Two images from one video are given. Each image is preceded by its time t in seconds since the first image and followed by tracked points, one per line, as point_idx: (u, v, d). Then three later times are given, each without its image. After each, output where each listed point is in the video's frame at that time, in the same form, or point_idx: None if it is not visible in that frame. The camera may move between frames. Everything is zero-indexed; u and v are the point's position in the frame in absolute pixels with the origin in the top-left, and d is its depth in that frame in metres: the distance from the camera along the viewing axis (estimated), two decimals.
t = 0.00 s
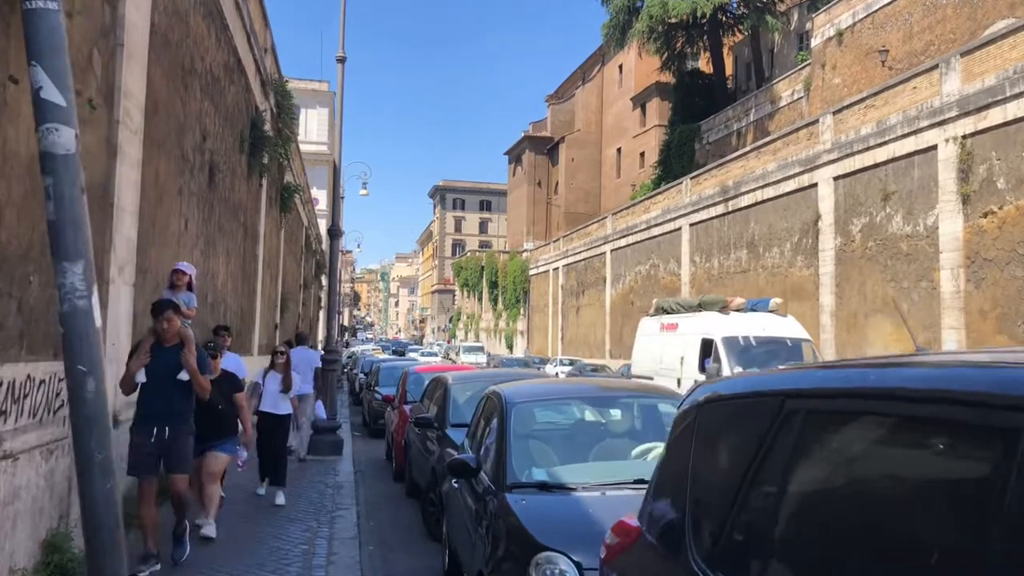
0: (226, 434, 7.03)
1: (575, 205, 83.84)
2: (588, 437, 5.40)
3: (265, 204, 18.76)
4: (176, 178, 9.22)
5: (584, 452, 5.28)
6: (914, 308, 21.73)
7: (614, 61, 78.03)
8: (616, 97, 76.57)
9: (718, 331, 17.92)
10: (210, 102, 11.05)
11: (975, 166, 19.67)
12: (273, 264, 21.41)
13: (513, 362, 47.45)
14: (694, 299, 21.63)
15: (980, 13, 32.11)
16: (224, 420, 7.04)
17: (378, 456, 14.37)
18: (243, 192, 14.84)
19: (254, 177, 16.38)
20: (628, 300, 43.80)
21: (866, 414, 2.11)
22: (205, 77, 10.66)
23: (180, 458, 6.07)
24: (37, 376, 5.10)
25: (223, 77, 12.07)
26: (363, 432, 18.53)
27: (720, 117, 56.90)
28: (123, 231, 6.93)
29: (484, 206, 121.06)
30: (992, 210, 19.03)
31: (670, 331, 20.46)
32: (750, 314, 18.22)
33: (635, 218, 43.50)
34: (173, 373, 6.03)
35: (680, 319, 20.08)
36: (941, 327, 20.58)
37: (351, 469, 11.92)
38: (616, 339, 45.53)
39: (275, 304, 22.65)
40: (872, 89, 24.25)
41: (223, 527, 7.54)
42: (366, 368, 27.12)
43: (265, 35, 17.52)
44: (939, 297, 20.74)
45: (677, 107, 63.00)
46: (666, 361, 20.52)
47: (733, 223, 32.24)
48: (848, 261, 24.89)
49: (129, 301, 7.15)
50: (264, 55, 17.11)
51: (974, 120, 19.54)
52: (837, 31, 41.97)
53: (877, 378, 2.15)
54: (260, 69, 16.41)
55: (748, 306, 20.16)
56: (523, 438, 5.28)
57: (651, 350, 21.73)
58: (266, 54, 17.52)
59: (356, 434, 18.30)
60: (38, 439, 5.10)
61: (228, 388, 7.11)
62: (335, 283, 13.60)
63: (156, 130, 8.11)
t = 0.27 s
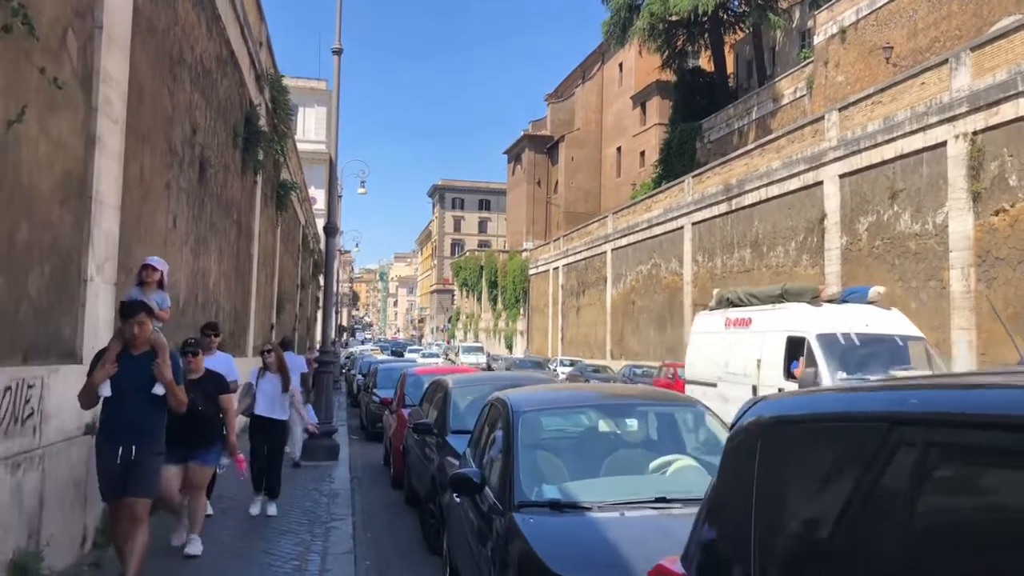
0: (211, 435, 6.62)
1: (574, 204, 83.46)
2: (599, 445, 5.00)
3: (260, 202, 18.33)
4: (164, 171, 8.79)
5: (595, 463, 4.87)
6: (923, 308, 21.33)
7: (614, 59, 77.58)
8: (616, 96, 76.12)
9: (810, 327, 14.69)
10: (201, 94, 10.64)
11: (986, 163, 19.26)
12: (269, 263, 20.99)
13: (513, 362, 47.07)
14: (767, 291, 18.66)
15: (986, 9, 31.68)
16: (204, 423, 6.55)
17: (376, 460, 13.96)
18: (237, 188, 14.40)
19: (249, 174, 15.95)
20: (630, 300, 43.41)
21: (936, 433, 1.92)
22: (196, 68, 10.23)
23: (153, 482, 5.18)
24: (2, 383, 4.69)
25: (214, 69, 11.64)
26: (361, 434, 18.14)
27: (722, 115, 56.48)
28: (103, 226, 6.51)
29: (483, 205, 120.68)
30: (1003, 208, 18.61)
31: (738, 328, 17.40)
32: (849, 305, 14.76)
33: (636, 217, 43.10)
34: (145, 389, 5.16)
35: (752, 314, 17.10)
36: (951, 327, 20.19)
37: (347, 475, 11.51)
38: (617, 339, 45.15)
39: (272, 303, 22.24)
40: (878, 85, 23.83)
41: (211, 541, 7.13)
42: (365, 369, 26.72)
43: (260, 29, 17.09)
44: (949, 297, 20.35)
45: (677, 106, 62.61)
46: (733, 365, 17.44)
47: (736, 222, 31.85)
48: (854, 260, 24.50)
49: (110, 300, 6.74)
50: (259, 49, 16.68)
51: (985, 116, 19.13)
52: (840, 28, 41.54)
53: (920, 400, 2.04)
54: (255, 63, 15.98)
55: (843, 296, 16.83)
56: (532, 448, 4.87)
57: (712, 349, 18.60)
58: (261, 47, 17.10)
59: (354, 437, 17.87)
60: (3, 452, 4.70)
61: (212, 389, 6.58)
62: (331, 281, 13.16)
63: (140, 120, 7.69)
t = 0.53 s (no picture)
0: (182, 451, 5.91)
1: (574, 203, 83.06)
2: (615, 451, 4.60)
3: (256, 197, 17.93)
4: (152, 161, 8.38)
5: (610, 470, 4.47)
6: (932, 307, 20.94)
7: (614, 57, 77.17)
8: (616, 94, 75.72)
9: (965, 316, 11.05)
10: (192, 83, 10.23)
11: (997, 158, 18.87)
12: (265, 260, 20.59)
13: (513, 362, 46.68)
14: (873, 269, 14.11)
15: (992, 5, 31.30)
16: (176, 439, 5.90)
17: (374, 462, 13.55)
18: (231, 183, 13.98)
19: (244, 168, 15.54)
20: (630, 299, 43.03)
21: (1017, 440, 1.98)
22: (186, 55, 9.82)
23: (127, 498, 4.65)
24: None
25: (207, 58, 11.23)
26: (359, 435, 17.77)
27: (723, 113, 56.08)
28: (82, 216, 6.09)
29: (482, 204, 120.33)
30: (1015, 204, 18.20)
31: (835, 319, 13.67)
32: (1009, 288, 11.03)
33: (637, 215, 42.71)
34: (112, 391, 4.64)
35: (870, 301, 12.95)
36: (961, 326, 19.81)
37: (344, 479, 11.10)
38: (618, 339, 44.77)
39: (268, 302, 21.84)
40: (885, 80, 23.45)
41: (197, 554, 6.72)
42: (363, 369, 26.33)
43: (255, 20, 16.68)
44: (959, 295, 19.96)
45: (678, 104, 62.20)
46: (841, 366, 13.30)
47: (739, 220, 31.47)
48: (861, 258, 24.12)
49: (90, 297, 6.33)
50: (254, 41, 16.26)
51: (996, 111, 18.75)
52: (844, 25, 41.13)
53: (968, 412, 2.14)
54: (251, 55, 15.57)
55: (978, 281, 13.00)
56: (543, 455, 4.48)
57: (807, 344, 14.40)
58: (257, 39, 16.68)
59: (353, 438, 17.46)
60: None
61: (184, 398, 6.01)
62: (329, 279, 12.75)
63: (125, 106, 7.29)
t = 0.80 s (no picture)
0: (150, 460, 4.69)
1: (574, 202, 82.68)
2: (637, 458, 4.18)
3: (251, 193, 17.52)
4: (137, 149, 7.94)
5: (631, 479, 4.07)
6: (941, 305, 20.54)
7: (614, 56, 76.77)
8: (616, 92, 75.34)
9: None
10: (181, 70, 9.80)
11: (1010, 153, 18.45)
12: (262, 258, 20.18)
13: (513, 362, 46.32)
14: None
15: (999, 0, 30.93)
16: (140, 447, 4.66)
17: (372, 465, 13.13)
18: (225, 177, 13.56)
19: (238, 162, 15.10)
20: (632, 298, 42.63)
21: None
22: (176, 40, 9.38)
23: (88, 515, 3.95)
24: None
25: (198, 46, 10.79)
26: (357, 437, 17.35)
27: (724, 111, 55.68)
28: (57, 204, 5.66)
29: (481, 204, 120.01)
30: None
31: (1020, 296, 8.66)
32: None
33: (638, 214, 42.34)
34: (60, 386, 3.86)
35: None
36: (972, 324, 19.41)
37: (340, 483, 10.68)
38: (619, 338, 44.39)
39: (264, 301, 21.42)
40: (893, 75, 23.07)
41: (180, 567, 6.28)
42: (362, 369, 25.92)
43: (251, 11, 16.26)
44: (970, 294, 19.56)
45: (679, 102, 61.82)
46: None
47: (743, 217, 31.07)
48: (868, 256, 23.72)
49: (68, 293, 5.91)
50: (250, 33, 15.84)
51: (1009, 105, 18.35)
52: (847, 21, 40.77)
53: None
54: (246, 47, 15.14)
55: None
56: (561, 465, 4.06)
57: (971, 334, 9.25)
58: (252, 31, 16.26)
59: (351, 439, 17.04)
60: None
61: (150, 394, 4.81)
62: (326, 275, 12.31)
63: (108, 91, 6.86)
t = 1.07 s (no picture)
0: (110, 483, 4.07)
1: (574, 202, 82.34)
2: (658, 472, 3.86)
3: (246, 190, 17.16)
4: (123, 138, 7.58)
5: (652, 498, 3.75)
6: (949, 305, 20.20)
7: (614, 55, 76.46)
8: (615, 92, 75.03)
9: None
10: (170, 58, 9.42)
11: (1020, 150, 18.11)
12: (257, 256, 19.81)
13: (513, 362, 45.95)
14: None
15: None
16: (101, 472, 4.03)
17: (370, 468, 12.77)
18: (217, 172, 13.18)
19: (232, 158, 14.74)
20: (632, 298, 42.29)
21: None
22: (163, 27, 9.02)
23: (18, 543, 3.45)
24: None
25: (188, 35, 10.42)
26: (354, 439, 16.99)
27: (725, 110, 55.37)
28: (29, 193, 5.31)
29: (480, 203, 119.65)
30: None
31: None
32: None
33: (639, 213, 42.00)
34: None
35: None
36: (981, 325, 19.07)
37: (336, 487, 10.31)
38: (619, 338, 44.07)
39: (260, 300, 21.09)
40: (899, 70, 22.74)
41: None
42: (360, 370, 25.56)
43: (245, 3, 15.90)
44: (979, 293, 19.21)
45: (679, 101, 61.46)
46: None
47: (745, 216, 30.74)
48: (873, 255, 23.37)
49: (45, 291, 5.60)
50: (244, 25, 15.48)
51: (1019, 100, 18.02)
52: (849, 19, 40.43)
53: None
54: (240, 39, 14.77)
55: None
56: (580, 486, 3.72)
57: None
58: (247, 23, 15.90)
59: (348, 442, 16.67)
60: None
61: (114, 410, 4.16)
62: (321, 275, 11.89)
63: (88, 76, 6.50)
